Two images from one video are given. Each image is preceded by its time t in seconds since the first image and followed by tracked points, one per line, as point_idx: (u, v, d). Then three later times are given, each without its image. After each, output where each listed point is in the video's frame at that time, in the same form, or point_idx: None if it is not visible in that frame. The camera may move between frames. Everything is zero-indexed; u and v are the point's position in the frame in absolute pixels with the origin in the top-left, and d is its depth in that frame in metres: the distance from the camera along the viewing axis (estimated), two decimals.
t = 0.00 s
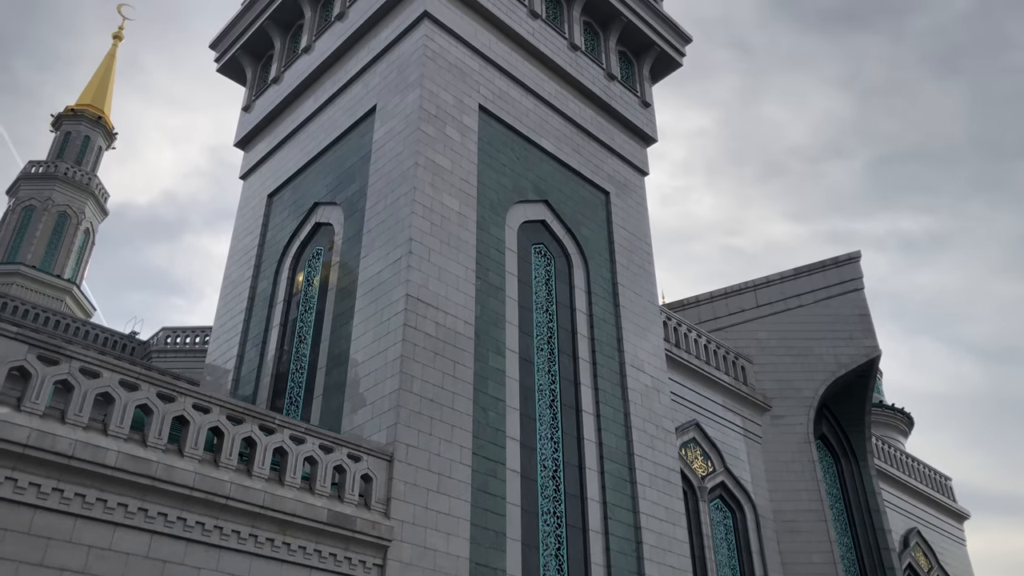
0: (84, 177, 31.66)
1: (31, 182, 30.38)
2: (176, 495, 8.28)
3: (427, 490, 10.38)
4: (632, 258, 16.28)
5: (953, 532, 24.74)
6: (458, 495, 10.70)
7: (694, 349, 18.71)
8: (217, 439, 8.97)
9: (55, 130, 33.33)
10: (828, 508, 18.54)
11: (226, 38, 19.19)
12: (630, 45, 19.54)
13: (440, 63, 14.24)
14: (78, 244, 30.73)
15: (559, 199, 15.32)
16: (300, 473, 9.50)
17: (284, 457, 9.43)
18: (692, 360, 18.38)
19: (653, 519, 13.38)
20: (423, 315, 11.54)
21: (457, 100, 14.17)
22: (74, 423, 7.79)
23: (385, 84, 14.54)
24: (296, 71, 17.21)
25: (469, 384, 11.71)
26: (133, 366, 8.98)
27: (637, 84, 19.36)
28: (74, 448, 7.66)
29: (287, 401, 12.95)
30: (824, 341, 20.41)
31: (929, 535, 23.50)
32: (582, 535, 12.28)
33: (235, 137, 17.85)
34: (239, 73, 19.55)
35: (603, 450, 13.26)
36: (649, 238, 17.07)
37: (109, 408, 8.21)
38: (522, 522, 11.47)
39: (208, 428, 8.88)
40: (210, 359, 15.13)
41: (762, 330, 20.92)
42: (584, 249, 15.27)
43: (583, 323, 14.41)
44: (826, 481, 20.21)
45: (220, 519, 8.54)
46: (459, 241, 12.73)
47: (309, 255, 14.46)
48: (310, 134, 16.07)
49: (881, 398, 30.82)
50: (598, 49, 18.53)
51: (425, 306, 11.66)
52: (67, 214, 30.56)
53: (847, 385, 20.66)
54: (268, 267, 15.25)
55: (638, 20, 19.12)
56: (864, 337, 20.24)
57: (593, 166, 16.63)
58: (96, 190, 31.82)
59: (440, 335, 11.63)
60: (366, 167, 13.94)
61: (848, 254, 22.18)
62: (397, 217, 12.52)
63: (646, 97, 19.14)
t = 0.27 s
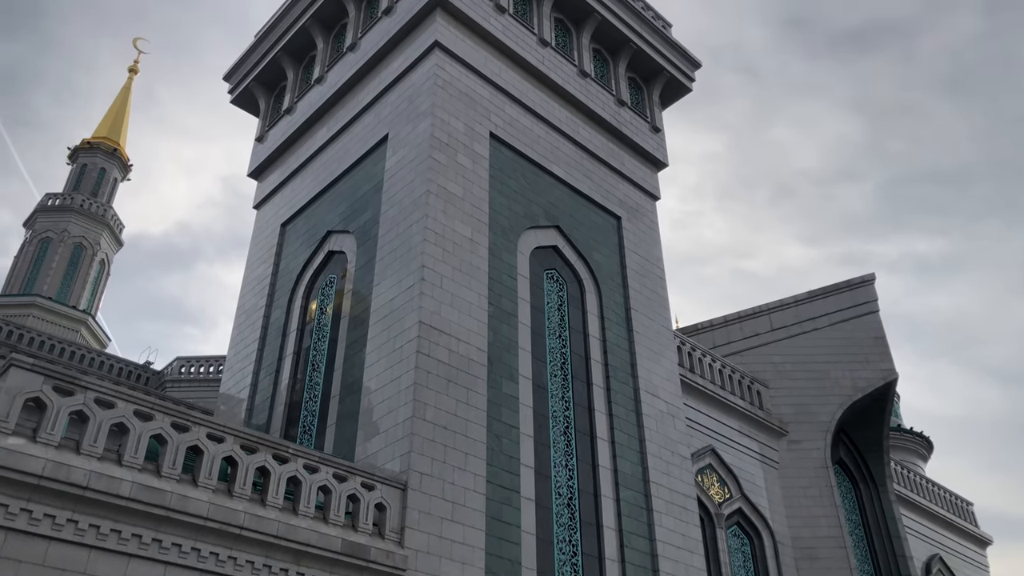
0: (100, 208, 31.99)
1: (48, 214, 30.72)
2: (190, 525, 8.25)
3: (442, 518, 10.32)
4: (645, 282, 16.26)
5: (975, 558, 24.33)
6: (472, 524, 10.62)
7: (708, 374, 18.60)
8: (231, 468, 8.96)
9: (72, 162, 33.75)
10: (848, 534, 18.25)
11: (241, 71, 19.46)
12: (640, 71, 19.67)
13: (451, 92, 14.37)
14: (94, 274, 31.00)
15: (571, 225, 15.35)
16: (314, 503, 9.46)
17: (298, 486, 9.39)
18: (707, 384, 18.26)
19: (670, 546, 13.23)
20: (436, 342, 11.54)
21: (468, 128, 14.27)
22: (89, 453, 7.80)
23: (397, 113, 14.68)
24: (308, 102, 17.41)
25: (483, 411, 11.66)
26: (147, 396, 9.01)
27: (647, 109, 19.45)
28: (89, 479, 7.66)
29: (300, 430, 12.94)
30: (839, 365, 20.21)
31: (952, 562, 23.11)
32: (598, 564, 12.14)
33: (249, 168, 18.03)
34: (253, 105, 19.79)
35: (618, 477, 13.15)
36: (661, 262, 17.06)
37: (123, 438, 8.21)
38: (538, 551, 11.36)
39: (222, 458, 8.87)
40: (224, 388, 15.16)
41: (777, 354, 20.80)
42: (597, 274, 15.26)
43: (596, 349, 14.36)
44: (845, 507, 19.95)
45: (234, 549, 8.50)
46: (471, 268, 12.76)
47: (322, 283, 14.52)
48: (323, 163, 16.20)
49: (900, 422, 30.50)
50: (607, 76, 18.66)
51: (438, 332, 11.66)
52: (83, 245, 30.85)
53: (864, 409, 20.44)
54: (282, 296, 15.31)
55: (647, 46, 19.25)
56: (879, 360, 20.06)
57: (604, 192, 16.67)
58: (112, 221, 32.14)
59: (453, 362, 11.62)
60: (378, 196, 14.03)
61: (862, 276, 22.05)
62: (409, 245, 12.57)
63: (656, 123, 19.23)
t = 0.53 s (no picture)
0: (116, 240, 32.29)
1: (65, 247, 31.03)
2: (205, 557, 8.20)
3: (457, 548, 10.23)
4: (659, 308, 16.21)
5: None
6: (488, 553, 10.52)
7: (724, 399, 18.45)
8: (246, 499, 8.92)
9: (88, 196, 34.14)
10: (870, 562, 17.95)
11: (255, 103, 19.69)
12: (650, 97, 19.75)
13: (462, 120, 14.47)
14: (110, 305, 31.22)
15: (584, 251, 15.36)
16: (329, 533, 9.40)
17: (313, 516, 9.34)
18: (723, 410, 18.11)
19: None
20: (450, 370, 11.51)
21: (480, 156, 14.35)
22: (105, 485, 7.79)
23: (409, 142, 14.79)
24: (322, 132, 17.57)
25: (498, 439, 11.60)
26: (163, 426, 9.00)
27: (658, 135, 19.52)
28: (104, 511, 7.65)
29: (315, 460, 12.90)
30: (857, 389, 19.98)
31: None
32: None
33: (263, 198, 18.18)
34: (266, 136, 20.00)
35: (635, 505, 13.01)
36: (675, 287, 17.01)
37: (139, 470, 8.20)
38: None
39: (237, 488, 8.85)
40: (238, 418, 15.16)
41: (793, 379, 20.63)
42: (610, 300, 15.22)
43: (611, 375, 14.29)
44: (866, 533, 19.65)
45: None
46: (484, 295, 12.76)
47: (335, 311, 14.54)
48: (336, 193, 16.31)
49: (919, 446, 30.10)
50: (618, 102, 18.76)
51: (451, 360, 11.64)
52: (99, 277, 31.13)
53: (883, 433, 20.18)
54: (296, 325, 15.35)
55: (656, 72, 19.35)
56: (897, 384, 19.85)
57: (617, 218, 16.68)
58: (127, 253, 32.41)
59: (467, 390, 11.58)
60: (391, 224, 14.09)
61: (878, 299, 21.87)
62: (422, 272, 12.59)
63: (667, 148, 19.27)
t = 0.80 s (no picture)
0: (131, 274, 32.56)
1: (82, 282, 31.31)
2: None
3: None
4: (673, 335, 16.14)
5: None
6: None
7: (741, 427, 18.29)
8: (261, 533, 8.88)
9: (105, 231, 34.50)
10: None
11: (269, 137, 19.92)
12: (660, 125, 19.85)
13: (474, 151, 14.57)
14: (126, 339, 31.42)
15: (597, 280, 15.35)
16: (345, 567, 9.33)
17: (328, 550, 9.28)
18: (740, 438, 17.94)
19: None
20: (464, 400, 11.48)
21: (491, 187, 14.42)
22: (121, 520, 7.78)
23: (421, 173, 14.90)
24: (335, 165, 17.74)
25: (513, 470, 11.52)
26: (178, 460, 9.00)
27: (669, 163, 19.58)
28: (120, 546, 7.63)
29: (330, 492, 12.85)
30: (876, 415, 19.75)
31: None
32: None
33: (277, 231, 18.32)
34: (280, 169, 20.21)
35: (653, 536, 12.87)
36: (689, 314, 16.94)
37: (155, 505, 8.19)
38: None
39: (252, 522, 8.81)
40: (253, 451, 15.15)
41: (811, 405, 20.44)
42: (624, 328, 15.17)
43: (626, 404, 14.20)
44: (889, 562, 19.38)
45: None
46: (498, 324, 12.76)
47: (349, 343, 14.56)
48: (349, 225, 16.42)
49: (941, 472, 29.66)
50: (628, 131, 18.86)
51: (465, 391, 11.61)
52: (115, 311, 31.36)
53: (903, 461, 19.91)
54: (310, 357, 15.37)
55: (666, 101, 19.46)
56: (917, 410, 19.62)
57: (629, 246, 16.68)
58: (143, 287, 32.66)
59: (482, 420, 11.53)
60: (404, 256, 14.15)
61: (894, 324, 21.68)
62: (436, 303, 12.61)
63: (678, 175, 19.32)
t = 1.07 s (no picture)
0: (146, 310, 32.77)
1: (98, 318, 31.53)
2: None
3: None
4: (688, 365, 16.03)
5: None
6: None
7: (760, 458, 18.08)
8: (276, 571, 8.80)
9: (120, 268, 34.79)
10: None
11: (283, 173, 20.10)
12: (671, 156, 19.92)
13: (486, 184, 14.65)
14: (141, 375, 31.52)
15: (611, 310, 15.31)
16: None
17: None
18: (759, 469, 17.72)
19: None
20: (479, 434, 11.40)
21: (503, 219, 14.47)
22: (136, 559, 7.73)
23: (433, 207, 14.97)
24: (348, 200, 17.87)
25: (529, 504, 11.41)
26: (192, 497, 8.96)
27: (680, 193, 19.62)
28: None
29: (345, 528, 12.75)
30: (896, 444, 19.44)
31: None
32: None
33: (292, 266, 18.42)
34: (294, 205, 20.38)
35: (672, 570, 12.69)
36: (704, 344, 16.84)
37: (170, 543, 8.14)
38: None
39: (267, 559, 8.73)
40: (268, 487, 15.09)
41: (829, 435, 20.21)
42: (639, 359, 15.08)
43: (643, 436, 14.07)
44: None
45: None
46: (512, 356, 12.72)
47: (364, 377, 14.54)
48: (363, 259, 16.49)
49: (964, 502, 29.16)
50: (639, 162, 18.94)
51: (480, 424, 11.54)
52: (131, 348, 31.52)
53: (925, 491, 19.56)
54: (325, 392, 15.36)
55: (677, 131, 19.54)
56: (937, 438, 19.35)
57: (642, 276, 16.65)
58: (158, 323, 32.84)
59: (497, 454, 11.45)
60: (417, 289, 14.17)
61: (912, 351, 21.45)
62: (449, 336, 12.59)
63: (690, 205, 19.33)
